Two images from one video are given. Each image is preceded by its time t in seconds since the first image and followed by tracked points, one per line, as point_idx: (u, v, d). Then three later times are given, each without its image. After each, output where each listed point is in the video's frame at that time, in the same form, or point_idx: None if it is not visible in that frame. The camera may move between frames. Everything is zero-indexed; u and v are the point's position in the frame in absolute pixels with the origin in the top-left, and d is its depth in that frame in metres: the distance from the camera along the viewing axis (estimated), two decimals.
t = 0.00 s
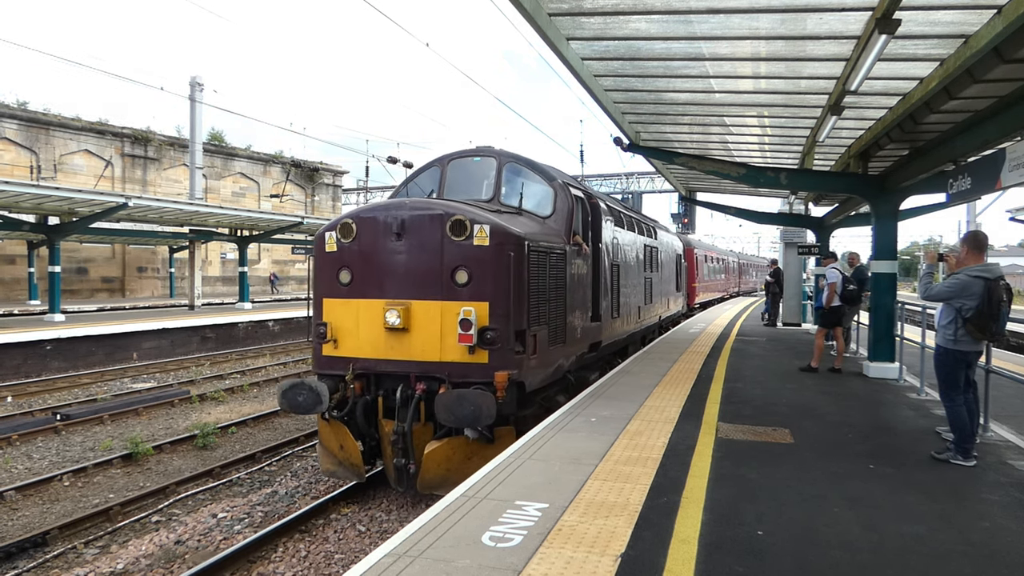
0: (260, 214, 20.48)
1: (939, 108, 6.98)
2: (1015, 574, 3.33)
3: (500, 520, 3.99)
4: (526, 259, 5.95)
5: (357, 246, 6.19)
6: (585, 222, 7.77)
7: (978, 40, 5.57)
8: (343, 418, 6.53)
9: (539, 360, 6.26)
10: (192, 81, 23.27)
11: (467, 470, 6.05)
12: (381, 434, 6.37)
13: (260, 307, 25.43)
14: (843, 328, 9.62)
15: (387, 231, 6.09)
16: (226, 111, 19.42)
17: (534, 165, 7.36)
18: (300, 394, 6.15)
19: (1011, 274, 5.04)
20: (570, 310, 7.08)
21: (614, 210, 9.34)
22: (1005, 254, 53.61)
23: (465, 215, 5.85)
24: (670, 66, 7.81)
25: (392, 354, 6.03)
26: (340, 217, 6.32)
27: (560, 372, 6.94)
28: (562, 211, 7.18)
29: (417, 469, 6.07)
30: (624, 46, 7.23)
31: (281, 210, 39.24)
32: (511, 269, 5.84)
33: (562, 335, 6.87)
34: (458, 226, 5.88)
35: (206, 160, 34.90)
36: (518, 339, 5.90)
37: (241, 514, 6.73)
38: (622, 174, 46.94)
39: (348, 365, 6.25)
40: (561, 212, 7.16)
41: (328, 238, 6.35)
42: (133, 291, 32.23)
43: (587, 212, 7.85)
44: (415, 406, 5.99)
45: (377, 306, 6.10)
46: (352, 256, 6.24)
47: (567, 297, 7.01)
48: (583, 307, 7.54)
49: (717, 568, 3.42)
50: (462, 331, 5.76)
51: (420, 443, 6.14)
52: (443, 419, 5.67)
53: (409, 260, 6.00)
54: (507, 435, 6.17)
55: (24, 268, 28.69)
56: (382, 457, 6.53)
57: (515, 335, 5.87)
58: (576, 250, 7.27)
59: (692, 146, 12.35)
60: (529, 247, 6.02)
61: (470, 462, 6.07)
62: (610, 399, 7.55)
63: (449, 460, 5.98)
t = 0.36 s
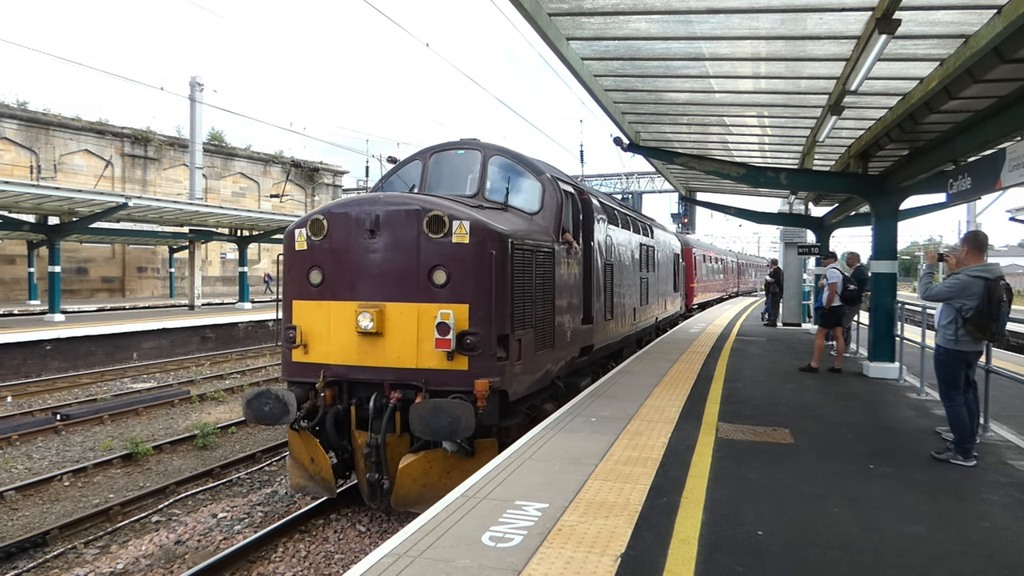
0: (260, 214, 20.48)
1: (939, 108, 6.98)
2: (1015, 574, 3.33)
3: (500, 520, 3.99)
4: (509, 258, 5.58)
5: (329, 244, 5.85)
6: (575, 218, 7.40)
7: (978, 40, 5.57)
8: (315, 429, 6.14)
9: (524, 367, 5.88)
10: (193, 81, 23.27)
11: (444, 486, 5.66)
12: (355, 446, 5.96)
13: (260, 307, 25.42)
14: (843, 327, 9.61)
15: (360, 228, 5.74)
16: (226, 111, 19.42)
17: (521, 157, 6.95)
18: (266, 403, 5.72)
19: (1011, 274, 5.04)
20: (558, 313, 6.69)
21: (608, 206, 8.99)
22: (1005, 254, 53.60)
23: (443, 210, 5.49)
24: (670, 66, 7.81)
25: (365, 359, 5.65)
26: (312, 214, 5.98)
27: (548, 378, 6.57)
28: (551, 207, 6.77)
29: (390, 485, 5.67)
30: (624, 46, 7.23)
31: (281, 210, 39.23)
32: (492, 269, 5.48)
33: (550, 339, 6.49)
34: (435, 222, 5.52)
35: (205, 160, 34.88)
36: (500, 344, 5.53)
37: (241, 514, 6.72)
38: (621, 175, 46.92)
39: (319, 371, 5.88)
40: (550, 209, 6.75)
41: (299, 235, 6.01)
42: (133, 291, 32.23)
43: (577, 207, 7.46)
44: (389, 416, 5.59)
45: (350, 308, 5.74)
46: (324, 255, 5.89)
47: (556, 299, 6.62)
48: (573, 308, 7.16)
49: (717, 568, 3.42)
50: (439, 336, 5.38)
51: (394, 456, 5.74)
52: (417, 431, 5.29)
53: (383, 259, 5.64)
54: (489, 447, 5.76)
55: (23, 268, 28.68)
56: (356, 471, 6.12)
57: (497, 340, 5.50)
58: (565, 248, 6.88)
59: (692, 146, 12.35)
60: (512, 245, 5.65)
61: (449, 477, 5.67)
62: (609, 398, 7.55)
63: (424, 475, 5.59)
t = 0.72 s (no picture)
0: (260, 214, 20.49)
1: (939, 108, 6.98)
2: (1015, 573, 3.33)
3: (500, 520, 3.99)
4: (489, 257, 5.17)
5: (295, 241, 5.40)
6: (565, 214, 7.06)
7: (978, 40, 5.57)
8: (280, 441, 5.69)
9: (506, 374, 5.47)
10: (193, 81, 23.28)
11: (417, 506, 5.19)
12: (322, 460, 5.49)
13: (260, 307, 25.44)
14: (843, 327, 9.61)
15: (328, 223, 5.28)
16: (226, 111, 19.43)
17: (506, 149, 6.54)
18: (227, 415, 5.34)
19: (1010, 274, 5.04)
20: (546, 315, 6.29)
21: (600, 202, 8.66)
22: (1005, 254, 53.62)
23: (418, 204, 5.05)
24: (670, 66, 7.82)
25: (333, 367, 5.22)
26: (276, 209, 5.52)
27: (535, 385, 6.17)
28: (538, 203, 6.38)
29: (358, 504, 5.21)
30: (625, 46, 7.23)
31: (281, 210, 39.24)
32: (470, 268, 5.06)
33: (536, 344, 6.09)
34: (409, 217, 5.07)
35: (205, 160, 34.88)
36: (479, 350, 5.13)
37: (241, 514, 6.72)
38: (621, 175, 46.95)
39: (284, 380, 5.43)
40: (536, 205, 6.36)
41: (263, 232, 5.55)
42: (133, 291, 32.24)
43: (566, 204, 7.09)
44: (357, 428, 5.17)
45: (317, 312, 5.29)
46: (289, 254, 5.44)
47: (542, 301, 6.22)
48: (562, 310, 6.79)
49: (716, 568, 3.42)
50: (412, 342, 4.96)
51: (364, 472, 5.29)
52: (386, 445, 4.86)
53: (352, 258, 5.19)
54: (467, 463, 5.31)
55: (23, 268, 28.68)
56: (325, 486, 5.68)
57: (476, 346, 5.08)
58: (553, 246, 6.49)
59: (692, 146, 12.35)
60: (492, 243, 5.23)
61: (422, 496, 5.20)
62: (609, 398, 7.55)
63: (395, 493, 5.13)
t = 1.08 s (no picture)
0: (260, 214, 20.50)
1: (939, 108, 6.97)
2: (1015, 573, 3.33)
3: (500, 520, 3.99)
4: (464, 255, 4.75)
5: (253, 239, 4.94)
6: (552, 209, 6.66)
7: (977, 40, 5.57)
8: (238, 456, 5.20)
9: (484, 384, 5.05)
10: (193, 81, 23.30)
11: (384, 529, 4.72)
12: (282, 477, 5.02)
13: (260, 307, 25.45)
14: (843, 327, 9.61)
15: (288, 219, 4.82)
16: (227, 111, 19.46)
17: (488, 140, 6.13)
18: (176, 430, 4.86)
19: (1010, 274, 5.04)
20: (530, 319, 5.85)
21: (593, 198, 8.28)
22: (1005, 254, 53.63)
23: (386, 197, 4.62)
24: (669, 66, 7.82)
25: (293, 376, 4.76)
26: (234, 203, 5.07)
27: (518, 394, 5.75)
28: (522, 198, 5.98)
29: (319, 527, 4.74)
30: (624, 46, 7.23)
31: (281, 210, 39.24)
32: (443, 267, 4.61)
33: (519, 350, 5.66)
34: (376, 211, 4.63)
35: (205, 160, 34.87)
36: (453, 358, 4.68)
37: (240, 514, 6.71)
38: (621, 175, 46.96)
39: (241, 391, 4.97)
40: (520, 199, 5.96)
41: (219, 229, 5.09)
42: (133, 291, 32.25)
43: (553, 199, 6.67)
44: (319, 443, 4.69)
45: (275, 316, 4.83)
46: (247, 252, 4.98)
47: (526, 303, 5.79)
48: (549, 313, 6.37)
49: (716, 568, 3.42)
50: (378, 349, 4.52)
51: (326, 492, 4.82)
52: (349, 464, 4.42)
53: (315, 257, 4.74)
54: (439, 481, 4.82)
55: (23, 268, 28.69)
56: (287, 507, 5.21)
57: (449, 353, 4.65)
58: (539, 244, 6.08)
59: (692, 146, 12.35)
60: (468, 240, 4.80)
61: (390, 519, 4.73)
62: (609, 398, 7.55)
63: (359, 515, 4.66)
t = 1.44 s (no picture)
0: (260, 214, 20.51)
1: (939, 108, 6.97)
2: (1015, 573, 3.34)
3: (500, 520, 3.99)
4: (434, 253, 4.25)
5: (201, 234, 4.44)
6: (537, 204, 6.17)
7: (977, 40, 5.57)
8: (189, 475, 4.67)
9: (457, 396, 4.56)
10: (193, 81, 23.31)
11: (344, 559, 4.21)
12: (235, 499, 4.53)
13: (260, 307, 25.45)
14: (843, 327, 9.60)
15: (237, 213, 4.31)
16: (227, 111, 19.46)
17: (467, 132, 5.64)
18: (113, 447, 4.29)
19: (1009, 274, 5.04)
20: (512, 323, 5.37)
21: (583, 192, 7.83)
22: (1005, 254, 53.64)
23: (346, 188, 4.13)
24: (670, 66, 7.82)
25: (243, 389, 4.26)
26: (180, 195, 4.56)
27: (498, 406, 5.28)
28: (504, 191, 5.50)
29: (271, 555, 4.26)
30: (624, 46, 7.23)
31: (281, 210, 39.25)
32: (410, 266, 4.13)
33: (499, 357, 5.18)
34: (334, 204, 4.13)
35: (206, 160, 34.87)
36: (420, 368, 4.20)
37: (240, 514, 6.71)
38: (621, 175, 46.99)
39: (187, 404, 4.45)
40: (501, 193, 5.49)
41: (165, 224, 4.59)
42: (133, 291, 32.26)
43: (538, 193, 6.19)
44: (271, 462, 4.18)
45: (224, 320, 4.33)
46: (194, 250, 4.47)
47: (507, 305, 5.30)
48: (534, 316, 5.88)
49: (716, 568, 3.42)
50: (335, 358, 4.03)
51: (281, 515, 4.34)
52: (302, 488, 3.92)
53: (267, 256, 4.23)
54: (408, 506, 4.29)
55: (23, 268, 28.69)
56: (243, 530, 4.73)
57: (416, 362, 4.17)
58: (522, 241, 5.60)
59: (692, 146, 12.35)
60: (439, 236, 4.31)
61: (350, 547, 4.23)
62: (609, 398, 7.56)
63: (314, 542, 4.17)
